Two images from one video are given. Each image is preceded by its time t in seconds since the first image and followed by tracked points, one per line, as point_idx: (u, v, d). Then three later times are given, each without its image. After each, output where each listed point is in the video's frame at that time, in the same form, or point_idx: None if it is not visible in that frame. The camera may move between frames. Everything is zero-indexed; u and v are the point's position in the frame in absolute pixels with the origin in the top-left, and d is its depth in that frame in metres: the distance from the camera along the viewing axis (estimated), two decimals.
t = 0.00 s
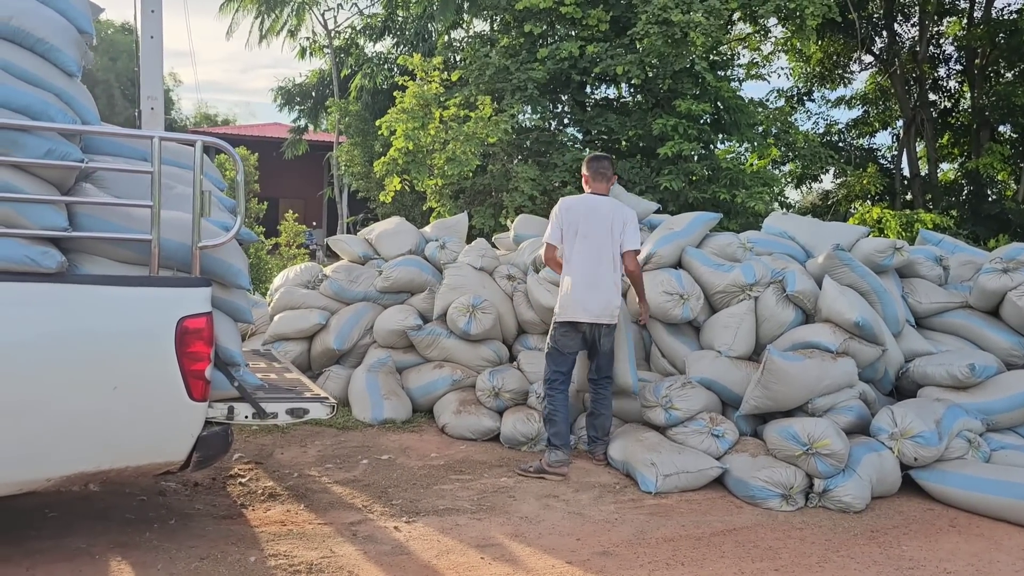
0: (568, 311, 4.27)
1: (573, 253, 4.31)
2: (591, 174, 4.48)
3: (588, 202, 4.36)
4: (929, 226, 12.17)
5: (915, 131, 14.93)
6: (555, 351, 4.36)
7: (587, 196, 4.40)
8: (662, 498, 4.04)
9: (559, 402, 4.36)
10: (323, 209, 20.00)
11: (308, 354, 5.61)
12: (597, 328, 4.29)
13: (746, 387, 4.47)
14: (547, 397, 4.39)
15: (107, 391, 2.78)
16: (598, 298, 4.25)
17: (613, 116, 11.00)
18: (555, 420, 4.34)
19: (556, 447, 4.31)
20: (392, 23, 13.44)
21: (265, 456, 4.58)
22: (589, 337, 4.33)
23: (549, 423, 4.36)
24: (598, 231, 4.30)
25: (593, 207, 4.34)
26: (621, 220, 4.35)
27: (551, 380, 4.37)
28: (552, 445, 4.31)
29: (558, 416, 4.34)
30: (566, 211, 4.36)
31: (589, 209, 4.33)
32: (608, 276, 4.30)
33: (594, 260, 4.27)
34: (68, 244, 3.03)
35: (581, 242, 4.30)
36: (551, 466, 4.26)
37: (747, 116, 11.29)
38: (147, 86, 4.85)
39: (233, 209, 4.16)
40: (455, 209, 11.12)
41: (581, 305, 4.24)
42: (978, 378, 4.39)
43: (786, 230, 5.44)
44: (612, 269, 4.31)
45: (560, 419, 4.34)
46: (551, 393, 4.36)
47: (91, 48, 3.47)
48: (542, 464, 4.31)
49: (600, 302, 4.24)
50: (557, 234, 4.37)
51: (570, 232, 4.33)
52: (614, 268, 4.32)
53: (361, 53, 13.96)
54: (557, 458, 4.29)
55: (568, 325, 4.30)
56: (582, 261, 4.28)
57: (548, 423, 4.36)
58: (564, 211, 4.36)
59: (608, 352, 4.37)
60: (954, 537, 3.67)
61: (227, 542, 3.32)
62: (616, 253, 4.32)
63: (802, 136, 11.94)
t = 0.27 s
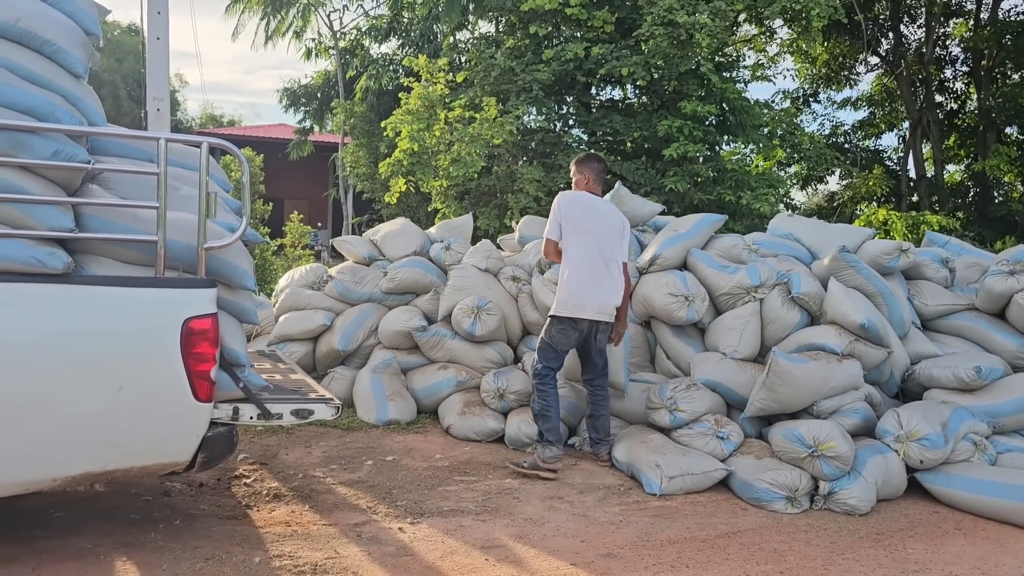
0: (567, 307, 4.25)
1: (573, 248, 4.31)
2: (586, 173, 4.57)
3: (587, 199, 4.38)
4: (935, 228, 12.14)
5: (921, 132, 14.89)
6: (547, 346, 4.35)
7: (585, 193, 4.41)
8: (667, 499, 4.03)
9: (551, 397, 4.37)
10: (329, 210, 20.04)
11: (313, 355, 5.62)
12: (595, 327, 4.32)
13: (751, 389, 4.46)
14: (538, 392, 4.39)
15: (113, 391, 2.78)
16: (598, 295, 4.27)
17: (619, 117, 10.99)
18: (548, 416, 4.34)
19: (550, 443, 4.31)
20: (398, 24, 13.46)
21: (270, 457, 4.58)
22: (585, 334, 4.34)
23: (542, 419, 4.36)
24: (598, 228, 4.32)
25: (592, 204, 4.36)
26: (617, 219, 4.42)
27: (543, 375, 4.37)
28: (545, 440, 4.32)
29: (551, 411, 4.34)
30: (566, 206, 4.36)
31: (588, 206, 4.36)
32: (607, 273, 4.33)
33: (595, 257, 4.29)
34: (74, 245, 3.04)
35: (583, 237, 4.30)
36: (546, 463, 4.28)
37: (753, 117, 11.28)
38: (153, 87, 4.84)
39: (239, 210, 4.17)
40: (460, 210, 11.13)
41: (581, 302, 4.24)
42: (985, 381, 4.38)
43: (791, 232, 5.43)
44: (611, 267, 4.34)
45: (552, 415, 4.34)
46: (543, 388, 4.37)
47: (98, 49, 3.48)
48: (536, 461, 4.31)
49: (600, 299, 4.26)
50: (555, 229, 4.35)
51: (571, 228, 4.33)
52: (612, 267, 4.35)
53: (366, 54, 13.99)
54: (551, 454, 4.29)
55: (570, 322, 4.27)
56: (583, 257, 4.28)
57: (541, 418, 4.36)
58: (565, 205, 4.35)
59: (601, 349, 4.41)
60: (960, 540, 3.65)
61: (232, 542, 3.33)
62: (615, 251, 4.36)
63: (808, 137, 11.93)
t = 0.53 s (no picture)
0: (553, 307, 4.22)
1: (560, 245, 4.24)
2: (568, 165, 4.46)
3: (577, 196, 4.31)
4: (941, 230, 12.10)
5: (927, 134, 14.86)
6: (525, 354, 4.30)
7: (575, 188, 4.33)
8: (671, 501, 4.03)
9: (528, 403, 4.33)
10: (334, 211, 20.07)
11: (318, 356, 5.63)
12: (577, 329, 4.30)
13: (756, 391, 4.45)
14: (514, 399, 4.33)
15: (118, 392, 2.79)
16: (583, 299, 4.26)
17: (624, 119, 10.98)
18: (525, 423, 4.31)
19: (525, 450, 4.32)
20: (403, 26, 13.48)
21: (275, 458, 4.59)
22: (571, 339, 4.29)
23: (518, 424, 4.33)
24: (587, 228, 4.29)
25: (582, 204, 4.30)
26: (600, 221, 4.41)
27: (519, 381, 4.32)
28: (520, 446, 4.32)
29: (527, 417, 4.32)
30: (557, 202, 4.25)
31: (578, 204, 4.29)
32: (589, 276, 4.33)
33: (581, 259, 4.28)
34: (81, 247, 3.05)
35: (572, 238, 4.26)
36: (523, 467, 4.31)
37: (758, 119, 11.27)
38: (159, 88, 4.81)
39: (243, 212, 4.18)
40: (465, 212, 11.14)
41: (567, 303, 4.21)
42: (990, 383, 4.36)
43: (797, 234, 5.42)
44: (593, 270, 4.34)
45: (530, 421, 4.32)
46: (520, 395, 4.32)
47: (103, 52, 3.50)
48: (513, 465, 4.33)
49: (585, 303, 4.26)
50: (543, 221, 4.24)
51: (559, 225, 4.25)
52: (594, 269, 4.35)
53: (372, 56, 14.01)
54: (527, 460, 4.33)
55: (554, 327, 4.23)
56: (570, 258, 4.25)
57: (517, 425, 4.32)
58: (556, 201, 4.26)
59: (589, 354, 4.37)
60: (966, 543, 3.64)
61: (237, 543, 3.34)
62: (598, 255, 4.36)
63: (813, 139, 11.91)
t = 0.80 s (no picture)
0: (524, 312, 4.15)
1: (536, 249, 4.18)
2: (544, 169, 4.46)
3: (555, 200, 4.23)
4: (946, 232, 12.08)
5: (933, 136, 14.83)
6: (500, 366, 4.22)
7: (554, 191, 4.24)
8: (675, 504, 4.02)
9: (523, 410, 4.29)
10: (339, 213, 20.11)
11: (323, 358, 5.64)
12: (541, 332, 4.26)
13: (761, 393, 4.45)
14: (505, 410, 4.27)
15: (123, 393, 2.80)
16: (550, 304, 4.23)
17: (628, 121, 10.98)
18: (523, 430, 4.28)
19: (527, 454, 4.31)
20: (408, 28, 13.51)
21: (280, 459, 4.60)
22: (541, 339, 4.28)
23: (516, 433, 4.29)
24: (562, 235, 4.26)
25: (558, 208, 4.24)
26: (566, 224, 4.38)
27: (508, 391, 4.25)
28: (523, 452, 4.30)
29: (523, 425, 4.29)
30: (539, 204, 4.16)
31: (556, 209, 4.23)
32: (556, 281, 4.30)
33: (553, 265, 4.24)
34: (87, 248, 3.06)
35: (547, 244, 4.20)
36: (527, 471, 4.31)
37: (763, 121, 11.25)
38: (164, 90, 4.80)
39: (249, 213, 4.19)
40: (470, 214, 11.14)
41: (539, 310, 4.17)
42: (996, 386, 4.35)
43: (802, 236, 5.41)
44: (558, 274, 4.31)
45: (525, 427, 4.30)
46: (512, 405, 4.26)
47: (109, 54, 3.52)
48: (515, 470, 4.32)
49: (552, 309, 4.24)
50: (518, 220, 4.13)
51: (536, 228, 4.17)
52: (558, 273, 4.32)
53: (377, 58, 14.04)
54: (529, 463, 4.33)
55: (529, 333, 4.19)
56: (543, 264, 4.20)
57: (516, 434, 4.28)
58: (537, 204, 4.16)
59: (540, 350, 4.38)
60: (971, 546, 3.63)
61: (242, 544, 3.34)
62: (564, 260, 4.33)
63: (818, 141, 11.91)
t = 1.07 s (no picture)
0: (510, 308, 4.12)
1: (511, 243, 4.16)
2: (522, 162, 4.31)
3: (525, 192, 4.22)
4: (951, 234, 12.06)
5: (938, 138, 14.79)
6: (499, 374, 4.15)
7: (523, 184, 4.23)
8: (680, 506, 4.02)
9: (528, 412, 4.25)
10: (343, 215, 20.14)
11: (327, 359, 5.65)
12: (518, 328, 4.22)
13: (765, 396, 4.44)
14: (512, 414, 4.22)
15: (129, 395, 2.81)
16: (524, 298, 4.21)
17: (633, 123, 10.99)
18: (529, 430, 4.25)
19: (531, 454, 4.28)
20: (413, 30, 13.54)
21: (284, 461, 4.61)
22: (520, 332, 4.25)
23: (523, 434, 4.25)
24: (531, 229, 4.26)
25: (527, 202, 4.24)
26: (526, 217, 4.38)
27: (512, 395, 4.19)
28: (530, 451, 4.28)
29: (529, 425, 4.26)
30: (514, 197, 4.14)
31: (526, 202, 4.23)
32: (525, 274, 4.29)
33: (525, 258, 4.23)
34: (93, 250, 3.07)
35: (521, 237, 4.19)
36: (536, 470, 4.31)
37: (768, 122, 11.24)
38: (170, 92, 4.84)
39: (253, 215, 4.20)
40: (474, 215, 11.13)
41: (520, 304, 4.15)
42: (1002, 388, 4.34)
43: (807, 238, 5.40)
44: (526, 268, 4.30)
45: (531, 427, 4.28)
46: (519, 407, 4.21)
47: (115, 56, 3.53)
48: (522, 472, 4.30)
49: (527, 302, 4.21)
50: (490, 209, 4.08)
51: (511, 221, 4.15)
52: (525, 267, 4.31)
53: (381, 60, 14.05)
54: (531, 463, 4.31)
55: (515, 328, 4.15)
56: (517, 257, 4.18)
57: (524, 435, 4.24)
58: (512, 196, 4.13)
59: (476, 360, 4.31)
60: (977, 549, 3.62)
61: (247, 545, 3.35)
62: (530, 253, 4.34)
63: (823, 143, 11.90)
